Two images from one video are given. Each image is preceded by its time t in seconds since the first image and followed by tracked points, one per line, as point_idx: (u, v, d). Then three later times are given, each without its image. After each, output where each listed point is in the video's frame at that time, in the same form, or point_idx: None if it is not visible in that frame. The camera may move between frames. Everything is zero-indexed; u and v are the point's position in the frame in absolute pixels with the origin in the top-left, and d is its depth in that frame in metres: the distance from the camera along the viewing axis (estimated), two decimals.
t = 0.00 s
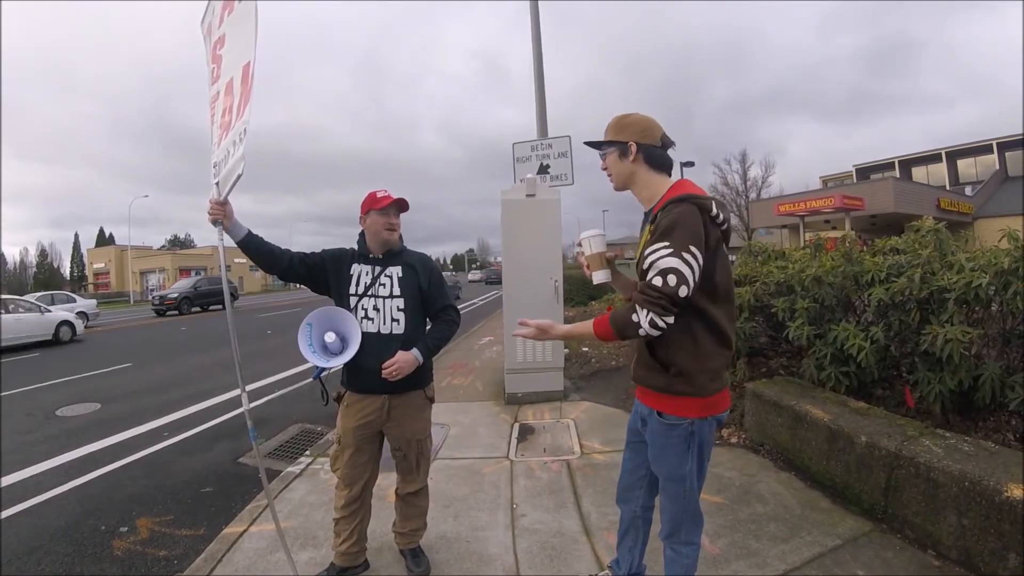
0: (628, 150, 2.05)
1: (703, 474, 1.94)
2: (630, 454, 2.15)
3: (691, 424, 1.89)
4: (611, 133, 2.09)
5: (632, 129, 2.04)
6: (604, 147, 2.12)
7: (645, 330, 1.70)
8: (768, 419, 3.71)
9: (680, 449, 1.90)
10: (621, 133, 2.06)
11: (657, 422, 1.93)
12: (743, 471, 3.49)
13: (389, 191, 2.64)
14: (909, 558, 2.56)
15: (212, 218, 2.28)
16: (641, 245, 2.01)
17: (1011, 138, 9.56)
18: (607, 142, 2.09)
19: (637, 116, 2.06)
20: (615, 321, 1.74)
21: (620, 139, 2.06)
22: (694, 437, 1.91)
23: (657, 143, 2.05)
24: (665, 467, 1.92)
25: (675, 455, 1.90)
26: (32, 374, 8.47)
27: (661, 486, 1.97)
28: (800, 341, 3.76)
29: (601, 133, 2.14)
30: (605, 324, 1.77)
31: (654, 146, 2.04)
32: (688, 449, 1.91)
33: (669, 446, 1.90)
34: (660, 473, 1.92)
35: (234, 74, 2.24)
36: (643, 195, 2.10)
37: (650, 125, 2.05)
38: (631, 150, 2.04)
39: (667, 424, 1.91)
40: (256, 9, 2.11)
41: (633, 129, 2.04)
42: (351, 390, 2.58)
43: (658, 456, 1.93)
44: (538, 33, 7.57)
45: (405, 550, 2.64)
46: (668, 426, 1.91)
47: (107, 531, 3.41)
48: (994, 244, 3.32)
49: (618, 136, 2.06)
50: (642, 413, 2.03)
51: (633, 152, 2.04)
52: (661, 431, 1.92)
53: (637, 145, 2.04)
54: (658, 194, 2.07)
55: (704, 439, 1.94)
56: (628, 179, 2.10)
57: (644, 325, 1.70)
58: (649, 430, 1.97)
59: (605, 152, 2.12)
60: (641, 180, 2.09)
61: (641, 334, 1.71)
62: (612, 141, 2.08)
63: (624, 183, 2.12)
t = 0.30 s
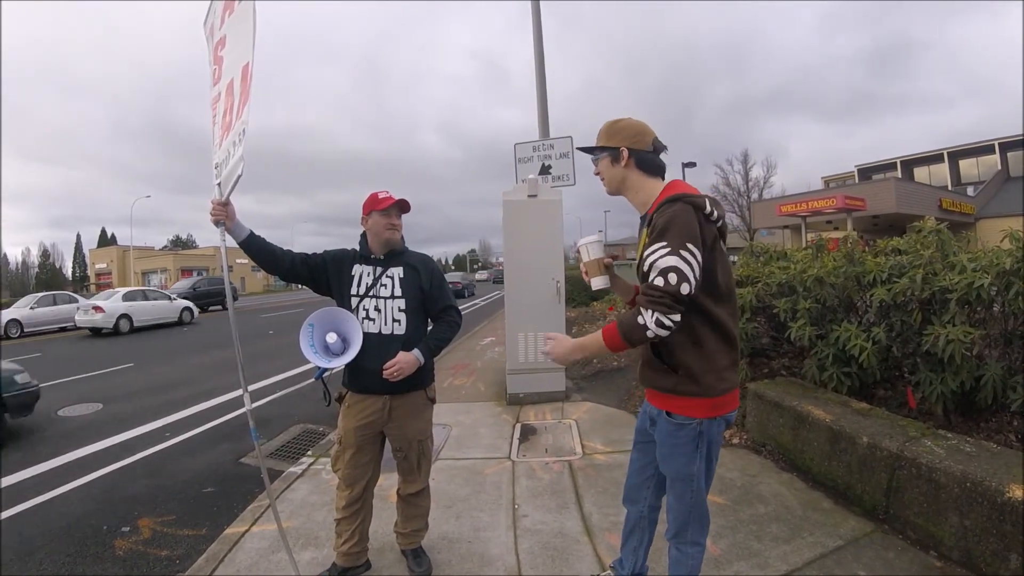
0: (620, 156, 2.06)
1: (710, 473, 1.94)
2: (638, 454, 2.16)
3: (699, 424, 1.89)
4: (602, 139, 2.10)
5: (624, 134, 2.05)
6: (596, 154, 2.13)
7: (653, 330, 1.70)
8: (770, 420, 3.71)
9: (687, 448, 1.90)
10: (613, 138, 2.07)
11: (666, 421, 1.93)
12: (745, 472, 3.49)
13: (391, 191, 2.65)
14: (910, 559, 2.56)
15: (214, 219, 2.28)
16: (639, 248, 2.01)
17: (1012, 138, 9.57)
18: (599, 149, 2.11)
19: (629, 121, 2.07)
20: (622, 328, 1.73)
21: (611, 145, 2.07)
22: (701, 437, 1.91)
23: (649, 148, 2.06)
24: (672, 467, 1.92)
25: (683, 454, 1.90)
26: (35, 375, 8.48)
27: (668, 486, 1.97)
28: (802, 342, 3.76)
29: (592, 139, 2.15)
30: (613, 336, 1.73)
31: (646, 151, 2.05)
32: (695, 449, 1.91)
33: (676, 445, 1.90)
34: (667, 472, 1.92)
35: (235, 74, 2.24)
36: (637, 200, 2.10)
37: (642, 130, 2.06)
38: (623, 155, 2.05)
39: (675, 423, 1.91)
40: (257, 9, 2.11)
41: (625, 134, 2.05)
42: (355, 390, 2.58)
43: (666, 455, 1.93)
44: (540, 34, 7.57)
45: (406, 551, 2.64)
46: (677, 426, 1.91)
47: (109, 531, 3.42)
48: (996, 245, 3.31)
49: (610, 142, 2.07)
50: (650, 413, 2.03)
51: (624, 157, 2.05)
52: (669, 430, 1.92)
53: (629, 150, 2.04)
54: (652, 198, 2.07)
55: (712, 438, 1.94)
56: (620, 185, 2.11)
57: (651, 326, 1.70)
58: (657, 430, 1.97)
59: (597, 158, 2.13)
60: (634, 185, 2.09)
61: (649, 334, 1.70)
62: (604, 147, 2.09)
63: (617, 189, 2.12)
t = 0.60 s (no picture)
0: (612, 156, 2.06)
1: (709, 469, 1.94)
2: (636, 453, 2.15)
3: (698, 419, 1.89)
4: (591, 141, 2.11)
5: (614, 134, 2.06)
6: (587, 155, 2.13)
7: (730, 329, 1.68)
8: (770, 420, 3.71)
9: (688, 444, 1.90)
10: (603, 139, 2.07)
11: (665, 418, 1.93)
12: (745, 472, 3.49)
13: (388, 201, 2.63)
14: (911, 560, 2.56)
15: (214, 218, 2.29)
16: (647, 253, 1.96)
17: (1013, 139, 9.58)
18: (590, 150, 2.10)
19: (618, 121, 2.08)
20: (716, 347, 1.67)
21: (602, 146, 2.07)
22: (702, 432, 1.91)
23: (639, 147, 2.07)
24: (671, 463, 1.91)
25: (683, 450, 1.90)
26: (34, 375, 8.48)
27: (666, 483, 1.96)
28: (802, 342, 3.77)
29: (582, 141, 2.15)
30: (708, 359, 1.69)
31: (637, 150, 2.05)
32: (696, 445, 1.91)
33: (677, 441, 1.90)
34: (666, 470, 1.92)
35: (235, 75, 2.25)
36: (633, 199, 2.09)
37: (631, 129, 2.07)
38: (615, 155, 2.05)
39: (675, 419, 1.91)
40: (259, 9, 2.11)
41: (614, 135, 2.06)
42: (354, 390, 2.58)
43: (666, 452, 1.93)
44: (540, 35, 7.58)
45: (406, 551, 2.64)
46: (677, 422, 1.90)
47: (109, 531, 3.42)
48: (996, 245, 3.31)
49: (600, 143, 2.08)
50: (648, 410, 2.02)
51: (617, 157, 2.05)
52: (670, 428, 1.91)
53: (621, 149, 2.05)
54: (648, 197, 2.07)
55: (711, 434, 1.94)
56: (615, 184, 2.10)
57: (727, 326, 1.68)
58: (657, 427, 1.97)
59: (589, 160, 2.13)
60: (629, 184, 2.08)
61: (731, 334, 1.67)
62: (594, 149, 2.09)
63: (610, 189, 2.11)
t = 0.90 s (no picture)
0: (636, 151, 2.05)
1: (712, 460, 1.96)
2: (636, 450, 2.14)
3: (702, 409, 1.91)
4: (617, 130, 2.04)
5: (639, 131, 2.06)
6: (608, 144, 2.05)
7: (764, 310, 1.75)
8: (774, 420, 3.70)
9: (692, 435, 1.91)
10: (628, 132, 2.04)
11: (668, 409, 1.93)
12: (749, 473, 3.49)
13: (391, 194, 2.63)
14: (914, 561, 2.55)
15: (220, 218, 2.29)
16: (656, 249, 1.94)
17: (1020, 138, 9.54)
18: (616, 139, 2.03)
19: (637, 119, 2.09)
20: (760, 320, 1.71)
21: (629, 138, 2.03)
22: (705, 422, 1.93)
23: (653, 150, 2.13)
24: (674, 455, 1.91)
25: (688, 440, 1.90)
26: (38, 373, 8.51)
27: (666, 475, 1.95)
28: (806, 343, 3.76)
29: (600, 128, 2.06)
30: (753, 335, 1.71)
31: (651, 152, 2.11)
32: (700, 435, 1.92)
33: (682, 432, 1.91)
34: (670, 460, 1.91)
35: (242, 75, 2.25)
36: (640, 198, 2.11)
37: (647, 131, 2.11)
38: (640, 151, 2.05)
39: (680, 411, 1.91)
40: (265, 9, 2.12)
41: (638, 131, 2.06)
42: (357, 388, 2.59)
43: (669, 443, 1.92)
44: (544, 35, 7.58)
45: (410, 550, 2.65)
46: (682, 413, 1.91)
47: (114, 530, 3.44)
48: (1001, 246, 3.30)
49: (626, 135, 2.04)
50: (649, 406, 2.01)
51: (641, 154, 2.06)
52: (674, 419, 1.92)
53: (645, 147, 2.06)
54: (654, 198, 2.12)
55: (712, 424, 1.97)
56: (630, 180, 2.07)
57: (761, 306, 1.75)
58: (659, 420, 1.97)
59: (610, 149, 2.05)
60: (641, 182, 2.09)
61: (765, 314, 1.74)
62: (620, 139, 2.03)
63: (625, 183, 2.08)
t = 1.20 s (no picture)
0: (659, 158, 2.09)
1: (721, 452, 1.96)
2: (640, 448, 2.11)
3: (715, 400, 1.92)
4: (652, 131, 2.04)
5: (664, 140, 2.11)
6: (642, 142, 2.03)
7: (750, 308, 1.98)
8: (775, 420, 3.70)
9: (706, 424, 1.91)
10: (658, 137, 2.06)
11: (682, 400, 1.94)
12: (750, 473, 3.49)
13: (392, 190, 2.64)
14: (915, 561, 2.55)
15: (220, 218, 2.30)
16: (667, 247, 1.96)
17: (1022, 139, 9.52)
18: (650, 139, 2.03)
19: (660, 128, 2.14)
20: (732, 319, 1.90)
21: (659, 143, 2.05)
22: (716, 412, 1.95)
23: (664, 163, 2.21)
24: (688, 446, 1.90)
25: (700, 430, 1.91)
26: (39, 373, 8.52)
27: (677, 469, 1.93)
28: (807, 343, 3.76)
29: (637, 123, 2.02)
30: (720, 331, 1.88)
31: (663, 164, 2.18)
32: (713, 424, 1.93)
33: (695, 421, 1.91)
34: (684, 451, 1.91)
35: (242, 75, 2.25)
36: (648, 202, 2.13)
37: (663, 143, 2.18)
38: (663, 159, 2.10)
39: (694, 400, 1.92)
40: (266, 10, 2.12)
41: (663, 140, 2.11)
42: (360, 387, 2.59)
43: (683, 434, 1.92)
44: (545, 36, 7.58)
45: (411, 550, 2.65)
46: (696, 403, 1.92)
47: (114, 529, 3.44)
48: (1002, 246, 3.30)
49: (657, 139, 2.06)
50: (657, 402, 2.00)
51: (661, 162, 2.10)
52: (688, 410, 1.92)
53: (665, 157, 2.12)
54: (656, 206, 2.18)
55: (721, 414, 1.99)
56: (649, 182, 2.09)
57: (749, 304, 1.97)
58: (670, 413, 1.96)
59: (643, 147, 2.04)
60: (654, 188, 2.13)
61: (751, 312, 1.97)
62: (655, 142, 2.04)
63: (645, 184, 2.08)
